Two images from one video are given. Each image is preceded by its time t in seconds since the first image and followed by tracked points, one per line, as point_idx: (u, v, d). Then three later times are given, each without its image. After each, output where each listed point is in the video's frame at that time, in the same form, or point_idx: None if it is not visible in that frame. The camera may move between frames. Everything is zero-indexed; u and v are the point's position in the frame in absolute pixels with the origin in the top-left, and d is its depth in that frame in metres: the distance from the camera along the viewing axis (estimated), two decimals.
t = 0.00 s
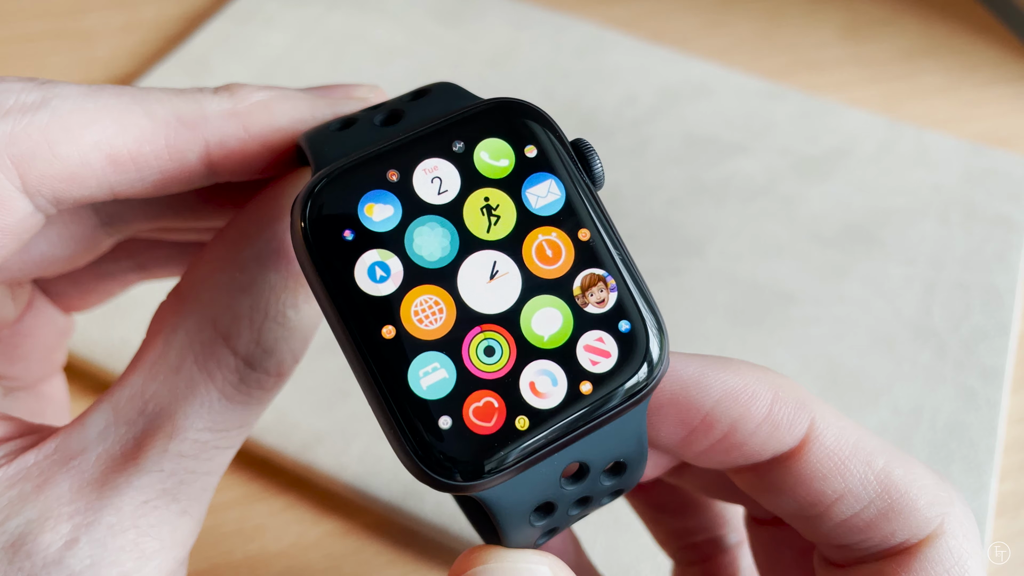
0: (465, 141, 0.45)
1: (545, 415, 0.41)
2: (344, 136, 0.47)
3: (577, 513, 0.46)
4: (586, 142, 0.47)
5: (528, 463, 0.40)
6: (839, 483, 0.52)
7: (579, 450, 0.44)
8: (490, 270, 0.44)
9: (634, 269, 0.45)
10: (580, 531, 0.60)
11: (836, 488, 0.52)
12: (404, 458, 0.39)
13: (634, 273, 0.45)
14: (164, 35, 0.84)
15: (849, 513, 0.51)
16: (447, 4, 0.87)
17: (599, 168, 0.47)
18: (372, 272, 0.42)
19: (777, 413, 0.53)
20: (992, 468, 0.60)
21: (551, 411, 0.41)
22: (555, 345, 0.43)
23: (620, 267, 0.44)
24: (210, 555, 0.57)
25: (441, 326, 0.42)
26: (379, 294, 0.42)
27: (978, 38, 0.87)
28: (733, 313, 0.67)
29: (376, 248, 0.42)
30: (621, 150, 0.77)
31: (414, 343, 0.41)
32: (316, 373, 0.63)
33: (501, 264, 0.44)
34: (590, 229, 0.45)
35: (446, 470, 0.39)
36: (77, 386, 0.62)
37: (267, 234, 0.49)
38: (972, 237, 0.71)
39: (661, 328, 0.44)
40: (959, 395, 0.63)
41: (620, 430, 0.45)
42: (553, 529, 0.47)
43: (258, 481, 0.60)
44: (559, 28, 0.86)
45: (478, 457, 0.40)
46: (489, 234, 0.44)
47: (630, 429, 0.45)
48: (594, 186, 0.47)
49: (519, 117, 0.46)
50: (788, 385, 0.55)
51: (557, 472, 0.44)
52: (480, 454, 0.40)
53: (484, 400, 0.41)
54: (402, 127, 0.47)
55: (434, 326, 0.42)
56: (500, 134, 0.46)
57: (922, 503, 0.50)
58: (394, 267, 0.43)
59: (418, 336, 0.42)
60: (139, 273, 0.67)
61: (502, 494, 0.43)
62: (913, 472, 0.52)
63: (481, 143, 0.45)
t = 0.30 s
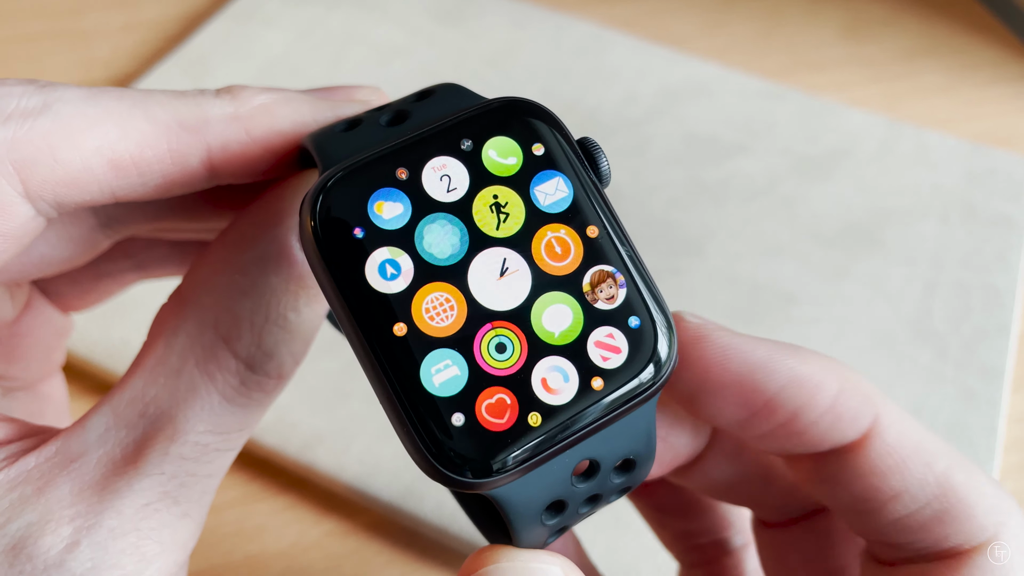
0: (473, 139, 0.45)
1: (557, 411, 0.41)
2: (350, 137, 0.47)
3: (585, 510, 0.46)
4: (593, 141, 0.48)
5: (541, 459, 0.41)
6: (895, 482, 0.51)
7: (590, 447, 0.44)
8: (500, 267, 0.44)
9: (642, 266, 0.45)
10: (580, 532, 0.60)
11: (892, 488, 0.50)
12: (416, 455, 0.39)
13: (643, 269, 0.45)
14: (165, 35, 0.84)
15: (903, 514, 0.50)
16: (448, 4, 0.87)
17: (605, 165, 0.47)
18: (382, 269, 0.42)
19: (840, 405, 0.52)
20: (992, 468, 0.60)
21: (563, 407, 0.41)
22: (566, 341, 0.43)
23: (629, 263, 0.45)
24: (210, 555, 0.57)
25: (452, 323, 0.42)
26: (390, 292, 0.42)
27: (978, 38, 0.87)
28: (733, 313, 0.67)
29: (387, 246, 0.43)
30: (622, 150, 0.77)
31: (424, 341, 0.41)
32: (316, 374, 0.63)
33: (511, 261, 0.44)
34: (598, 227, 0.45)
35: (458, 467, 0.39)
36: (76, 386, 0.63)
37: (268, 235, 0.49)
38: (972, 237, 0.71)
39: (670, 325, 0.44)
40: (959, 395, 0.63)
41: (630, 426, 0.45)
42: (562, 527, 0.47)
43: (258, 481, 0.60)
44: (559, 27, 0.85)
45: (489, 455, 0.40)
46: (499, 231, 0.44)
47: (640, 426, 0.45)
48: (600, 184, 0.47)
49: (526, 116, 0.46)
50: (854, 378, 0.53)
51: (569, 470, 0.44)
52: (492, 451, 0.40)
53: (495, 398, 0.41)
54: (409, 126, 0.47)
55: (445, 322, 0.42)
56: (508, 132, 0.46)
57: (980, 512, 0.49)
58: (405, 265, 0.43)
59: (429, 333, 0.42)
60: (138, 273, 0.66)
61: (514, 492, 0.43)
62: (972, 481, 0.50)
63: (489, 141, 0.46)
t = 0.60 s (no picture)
0: (467, 155, 0.45)
1: (511, 428, 0.42)
2: (350, 136, 0.47)
3: (527, 526, 0.47)
4: (583, 171, 0.48)
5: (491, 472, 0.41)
6: (917, 518, 0.38)
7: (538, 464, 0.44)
8: (476, 283, 0.44)
9: (614, 297, 0.45)
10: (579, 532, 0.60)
11: (923, 526, 0.37)
12: (372, 452, 0.40)
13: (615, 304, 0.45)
14: (166, 35, 0.84)
15: (914, 551, 0.37)
16: (448, 5, 0.87)
17: (592, 196, 0.48)
18: (362, 271, 0.42)
19: (875, 419, 0.40)
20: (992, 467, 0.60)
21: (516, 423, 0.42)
22: (532, 359, 0.44)
23: (599, 293, 0.45)
24: (209, 555, 0.57)
25: (423, 330, 0.43)
26: (369, 293, 0.42)
27: (979, 38, 0.87)
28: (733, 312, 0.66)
29: (371, 247, 0.43)
30: (622, 150, 0.77)
31: (396, 343, 0.42)
32: (315, 373, 0.63)
33: (488, 279, 0.44)
34: (575, 254, 0.46)
35: (413, 470, 0.40)
36: (75, 386, 0.62)
37: (266, 226, 0.50)
38: (972, 236, 0.71)
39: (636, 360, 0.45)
40: (959, 395, 0.63)
41: (581, 449, 0.46)
42: (503, 539, 0.47)
43: (258, 481, 0.60)
44: (560, 28, 0.86)
45: (445, 460, 0.41)
46: (481, 247, 0.45)
47: (591, 448, 0.46)
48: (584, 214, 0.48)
49: (523, 137, 0.47)
50: (897, 386, 0.41)
51: (516, 482, 0.44)
52: (447, 455, 0.41)
53: (456, 405, 0.42)
54: (408, 133, 0.47)
55: (417, 329, 0.43)
56: (502, 152, 0.46)
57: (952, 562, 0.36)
58: (385, 269, 0.43)
59: (401, 338, 0.42)
60: (136, 274, 0.67)
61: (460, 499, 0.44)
62: (967, 510, 0.37)
63: (483, 159, 0.46)
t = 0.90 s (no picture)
0: (475, 168, 0.47)
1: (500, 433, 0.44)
2: (360, 136, 0.47)
3: (502, 521, 0.47)
4: (581, 192, 0.50)
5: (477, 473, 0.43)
6: (611, 511, 0.29)
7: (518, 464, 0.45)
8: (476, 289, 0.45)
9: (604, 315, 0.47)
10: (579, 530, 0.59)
11: (625, 508, 0.29)
12: (364, 446, 0.41)
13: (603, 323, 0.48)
14: (167, 35, 0.84)
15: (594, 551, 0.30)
16: (449, 6, 0.87)
17: (587, 214, 0.49)
18: (369, 274, 0.43)
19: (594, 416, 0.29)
20: (992, 468, 0.59)
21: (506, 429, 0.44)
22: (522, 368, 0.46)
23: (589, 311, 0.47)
24: (209, 555, 0.57)
25: (424, 333, 0.44)
26: (372, 294, 0.43)
27: (978, 39, 0.88)
28: (733, 312, 0.66)
29: (379, 251, 0.44)
30: (622, 150, 0.77)
31: (396, 345, 0.43)
32: (314, 373, 0.63)
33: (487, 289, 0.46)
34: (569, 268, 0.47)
35: (403, 466, 0.41)
36: (73, 382, 0.61)
37: (271, 220, 0.50)
38: (972, 236, 0.71)
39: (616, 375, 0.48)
40: (958, 394, 0.62)
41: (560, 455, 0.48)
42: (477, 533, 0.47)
43: (258, 481, 0.60)
44: (559, 29, 0.86)
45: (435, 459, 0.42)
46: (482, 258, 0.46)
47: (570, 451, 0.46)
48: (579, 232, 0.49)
49: (528, 155, 0.48)
50: (593, 361, 0.30)
51: (495, 479, 0.45)
52: (438, 454, 0.43)
53: (450, 408, 0.44)
54: (417, 139, 0.48)
55: (418, 332, 0.44)
56: (507, 168, 0.47)
57: (649, 554, 0.29)
58: (391, 272, 0.44)
59: (401, 340, 0.43)
60: (133, 270, 0.66)
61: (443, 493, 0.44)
62: (703, 499, 0.30)
63: (490, 172, 0.47)
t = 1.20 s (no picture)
0: (463, 164, 0.47)
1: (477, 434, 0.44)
2: (352, 129, 0.48)
3: (476, 525, 0.48)
4: (572, 194, 0.50)
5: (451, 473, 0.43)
6: (696, 514, 0.33)
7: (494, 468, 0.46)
8: (461, 288, 0.46)
9: (587, 318, 0.48)
10: (579, 530, 0.58)
11: (711, 506, 0.33)
12: (339, 441, 0.41)
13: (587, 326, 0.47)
14: (168, 35, 0.84)
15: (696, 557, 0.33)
16: (448, 6, 0.88)
17: (576, 216, 0.50)
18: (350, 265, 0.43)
19: (655, 429, 0.34)
20: (992, 468, 0.59)
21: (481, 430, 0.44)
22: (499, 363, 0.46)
23: (571, 311, 0.47)
24: (209, 555, 0.57)
25: (406, 328, 0.44)
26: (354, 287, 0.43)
27: (978, 38, 0.88)
28: (733, 313, 0.66)
29: (362, 244, 0.44)
30: (622, 150, 0.77)
31: (377, 340, 0.43)
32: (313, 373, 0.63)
33: (470, 288, 0.46)
34: (553, 268, 0.48)
35: (380, 464, 0.41)
36: (73, 384, 0.61)
37: (262, 217, 0.50)
38: (972, 236, 0.71)
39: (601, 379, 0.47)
40: (958, 394, 0.63)
41: (538, 458, 0.47)
42: (451, 536, 0.48)
43: (258, 481, 0.60)
44: (560, 29, 0.86)
45: (410, 456, 0.42)
46: (468, 256, 0.46)
47: (546, 458, 0.47)
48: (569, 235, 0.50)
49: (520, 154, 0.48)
50: (645, 381, 0.35)
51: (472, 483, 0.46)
52: (414, 452, 0.42)
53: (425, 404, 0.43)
54: (407, 133, 0.48)
55: (400, 327, 0.44)
56: (497, 166, 0.48)
57: (743, 543, 0.32)
58: (374, 265, 0.44)
59: (382, 334, 0.43)
60: (134, 267, 0.67)
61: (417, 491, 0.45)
62: (773, 488, 0.33)
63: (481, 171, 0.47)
